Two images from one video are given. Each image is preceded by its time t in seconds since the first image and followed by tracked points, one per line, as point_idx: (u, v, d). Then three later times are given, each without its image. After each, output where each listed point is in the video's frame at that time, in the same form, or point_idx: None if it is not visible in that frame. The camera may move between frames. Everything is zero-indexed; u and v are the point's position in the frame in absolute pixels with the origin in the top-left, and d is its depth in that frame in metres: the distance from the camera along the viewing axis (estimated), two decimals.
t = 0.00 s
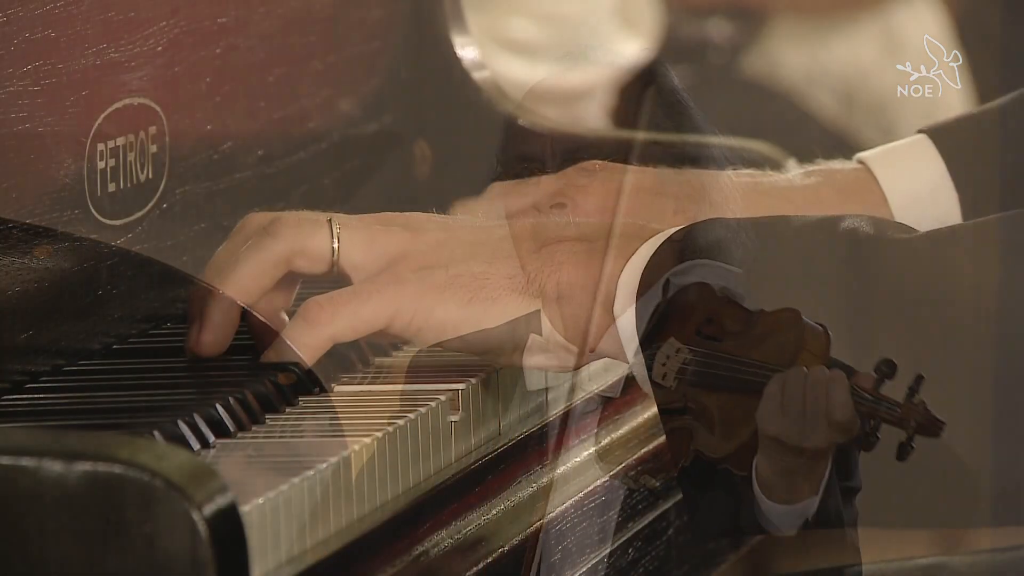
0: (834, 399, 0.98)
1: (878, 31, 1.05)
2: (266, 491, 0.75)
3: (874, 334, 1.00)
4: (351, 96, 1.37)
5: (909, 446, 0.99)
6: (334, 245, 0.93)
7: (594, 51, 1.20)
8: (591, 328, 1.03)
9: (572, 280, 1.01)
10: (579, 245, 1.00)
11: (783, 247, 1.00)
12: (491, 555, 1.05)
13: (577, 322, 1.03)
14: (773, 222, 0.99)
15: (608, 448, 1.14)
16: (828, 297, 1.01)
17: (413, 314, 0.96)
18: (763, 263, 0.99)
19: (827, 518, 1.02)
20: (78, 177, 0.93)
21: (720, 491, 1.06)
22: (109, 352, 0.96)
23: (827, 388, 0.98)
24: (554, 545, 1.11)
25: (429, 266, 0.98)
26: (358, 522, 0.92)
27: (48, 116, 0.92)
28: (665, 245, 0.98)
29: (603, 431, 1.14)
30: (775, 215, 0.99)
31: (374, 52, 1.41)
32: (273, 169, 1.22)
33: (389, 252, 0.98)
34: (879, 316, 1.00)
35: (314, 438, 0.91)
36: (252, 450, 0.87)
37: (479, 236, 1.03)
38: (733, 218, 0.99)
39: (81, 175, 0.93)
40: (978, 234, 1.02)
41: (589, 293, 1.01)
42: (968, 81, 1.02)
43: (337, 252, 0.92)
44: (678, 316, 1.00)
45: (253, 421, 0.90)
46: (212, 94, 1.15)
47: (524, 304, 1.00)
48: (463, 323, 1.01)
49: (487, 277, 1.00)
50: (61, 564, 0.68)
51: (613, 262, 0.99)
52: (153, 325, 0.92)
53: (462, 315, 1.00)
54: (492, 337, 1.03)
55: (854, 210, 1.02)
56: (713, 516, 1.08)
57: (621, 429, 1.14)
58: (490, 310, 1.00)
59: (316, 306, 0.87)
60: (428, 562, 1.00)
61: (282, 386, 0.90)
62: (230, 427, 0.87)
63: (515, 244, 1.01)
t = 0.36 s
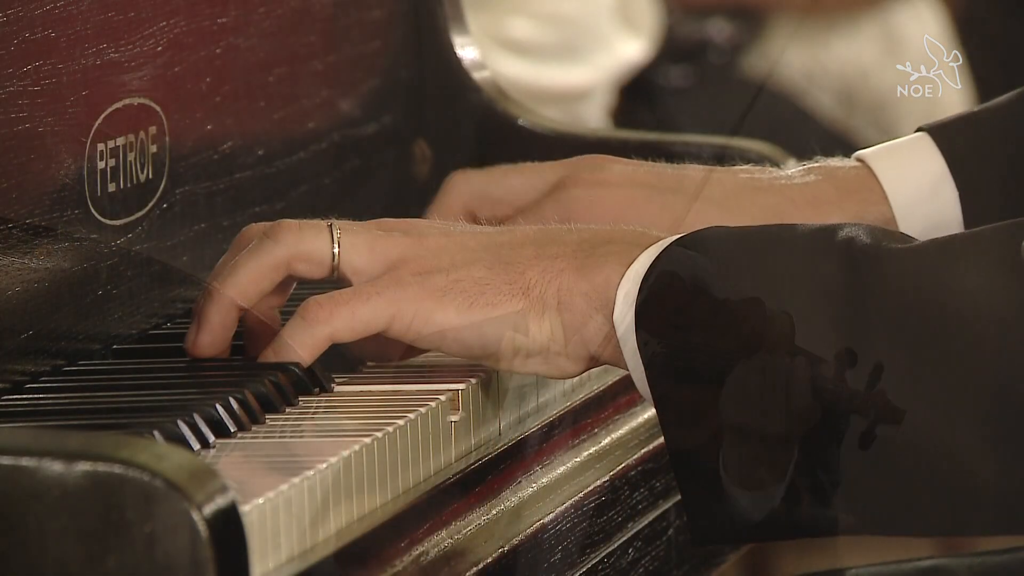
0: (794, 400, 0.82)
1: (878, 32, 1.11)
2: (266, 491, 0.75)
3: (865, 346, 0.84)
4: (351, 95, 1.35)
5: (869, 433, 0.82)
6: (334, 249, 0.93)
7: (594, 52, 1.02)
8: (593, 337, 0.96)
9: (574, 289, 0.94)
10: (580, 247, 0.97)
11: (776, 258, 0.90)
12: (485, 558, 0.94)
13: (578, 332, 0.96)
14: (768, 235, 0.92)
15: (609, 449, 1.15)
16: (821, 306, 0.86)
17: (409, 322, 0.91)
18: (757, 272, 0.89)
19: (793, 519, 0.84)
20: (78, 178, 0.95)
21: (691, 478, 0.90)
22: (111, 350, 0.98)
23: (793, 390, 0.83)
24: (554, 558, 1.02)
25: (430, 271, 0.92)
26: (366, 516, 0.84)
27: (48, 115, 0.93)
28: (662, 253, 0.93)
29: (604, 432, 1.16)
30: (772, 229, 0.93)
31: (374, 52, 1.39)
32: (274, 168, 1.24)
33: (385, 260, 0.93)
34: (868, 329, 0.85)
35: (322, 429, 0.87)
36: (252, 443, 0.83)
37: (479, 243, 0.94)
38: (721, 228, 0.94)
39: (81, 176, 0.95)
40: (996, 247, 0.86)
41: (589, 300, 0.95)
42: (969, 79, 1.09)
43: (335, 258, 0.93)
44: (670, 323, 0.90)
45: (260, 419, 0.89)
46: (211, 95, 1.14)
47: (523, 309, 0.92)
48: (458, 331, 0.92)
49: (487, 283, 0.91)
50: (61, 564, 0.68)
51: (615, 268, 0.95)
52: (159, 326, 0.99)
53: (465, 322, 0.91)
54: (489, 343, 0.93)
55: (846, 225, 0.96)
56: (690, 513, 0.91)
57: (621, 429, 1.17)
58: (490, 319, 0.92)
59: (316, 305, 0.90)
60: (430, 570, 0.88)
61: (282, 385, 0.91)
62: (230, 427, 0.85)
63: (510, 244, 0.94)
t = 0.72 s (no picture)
0: (767, 410, 0.82)
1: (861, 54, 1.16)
2: (267, 491, 0.74)
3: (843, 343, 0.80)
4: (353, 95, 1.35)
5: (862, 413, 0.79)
6: (321, 250, 0.95)
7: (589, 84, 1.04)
8: (585, 328, 0.92)
9: (567, 279, 0.92)
10: (570, 240, 0.96)
11: (758, 253, 0.85)
12: (486, 559, 0.92)
13: (570, 323, 0.93)
14: (752, 229, 0.87)
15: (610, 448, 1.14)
16: (802, 303, 0.82)
17: (398, 303, 0.92)
18: (739, 268, 0.85)
19: (776, 513, 0.84)
20: (77, 177, 0.96)
21: (676, 478, 0.86)
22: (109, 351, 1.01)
23: (770, 398, 0.82)
24: (554, 557, 1.02)
25: (421, 257, 0.94)
26: (366, 516, 0.83)
27: (48, 115, 0.94)
28: (647, 249, 0.89)
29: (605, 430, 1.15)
30: (758, 223, 0.88)
31: (375, 52, 1.38)
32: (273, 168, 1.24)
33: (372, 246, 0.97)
34: (850, 325, 0.80)
35: (322, 428, 0.86)
36: (252, 442, 0.83)
37: (469, 236, 0.97)
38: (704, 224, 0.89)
39: (80, 175, 0.97)
40: (984, 238, 0.81)
41: (580, 289, 0.92)
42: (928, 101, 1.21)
43: (322, 258, 0.95)
44: (649, 326, 0.86)
45: (261, 415, 0.88)
46: (212, 93, 1.14)
47: (513, 294, 0.92)
48: (449, 315, 0.92)
49: (476, 268, 0.93)
50: (60, 564, 0.68)
51: (606, 259, 0.92)
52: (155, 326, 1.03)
53: (454, 306, 0.92)
54: (477, 330, 0.92)
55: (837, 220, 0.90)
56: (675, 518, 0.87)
57: (621, 428, 1.16)
58: (479, 302, 0.92)
59: (309, 275, 0.92)
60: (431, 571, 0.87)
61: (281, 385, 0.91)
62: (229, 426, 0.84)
63: (500, 237, 0.97)
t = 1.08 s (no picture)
0: (742, 413, 0.82)
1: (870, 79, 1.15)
2: (266, 491, 0.74)
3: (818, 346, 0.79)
4: (352, 95, 1.35)
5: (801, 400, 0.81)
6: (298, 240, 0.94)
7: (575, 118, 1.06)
8: (561, 330, 0.92)
9: (543, 279, 0.92)
10: (547, 240, 0.96)
11: (733, 255, 0.84)
12: (486, 559, 0.92)
13: (545, 324, 0.92)
14: (726, 231, 0.86)
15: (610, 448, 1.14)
16: (776, 305, 0.81)
17: (372, 295, 0.91)
18: (713, 270, 0.84)
19: (750, 518, 0.84)
20: (77, 177, 0.96)
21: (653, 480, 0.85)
22: (109, 351, 1.01)
23: (747, 402, 0.81)
24: (555, 557, 1.02)
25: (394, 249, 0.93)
26: (366, 516, 0.83)
27: (48, 115, 0.94)
28: (625, 253, 0.88)
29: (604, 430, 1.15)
30: (733, 225, 0.87)
31: (374, 52, 1.38)
32: (273, 167, 1.24)
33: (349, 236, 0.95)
34: (826, 327, 0.79)
35: (323, 428, 0.86)
36: (251, 442, 0.83)
37: (446, 233, 0.96)
38: (678, 225, 0.89)
39: (80, 175, 0.97)
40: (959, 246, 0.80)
41: (555, 290, 0.92)
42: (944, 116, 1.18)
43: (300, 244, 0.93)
44: (626, 327, 0.86)
45: (261, 415, 0.87)
46: (211, 93, 1.14)
47: (489, 293, 0.91)
48: (422, 312, 0.91)
49: (452, 265, 0.92)
50: (61, 564, 0.67)
51: (582, 260, 0.92)
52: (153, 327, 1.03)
53: (428, 301, 0.91)
54: (450, 328, 0.92)
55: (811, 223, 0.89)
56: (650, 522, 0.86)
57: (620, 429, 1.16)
58: (454, 299, 0.91)
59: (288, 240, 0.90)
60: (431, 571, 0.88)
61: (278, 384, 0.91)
62: (229, 426, 0.84)
63: (477, 236, 0.97)
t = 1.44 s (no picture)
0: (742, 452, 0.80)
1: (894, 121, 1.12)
2: (267, 491, 0.74)
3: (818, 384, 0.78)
4: (351, 95, 1.35)
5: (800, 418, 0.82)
6: (276, 270, 0.95)
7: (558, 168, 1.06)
8: (544, 370, 0.92)
9: (524, 320, 0.92)
10: (525, 280, 0.95)
11: (737, 292, 0.84)
12: (486, 559, 0.91)
13: (527, 366, 0.93)
14: (733, 271, 0.86)
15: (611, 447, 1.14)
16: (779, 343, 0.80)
17: (347, 344, 0.92)
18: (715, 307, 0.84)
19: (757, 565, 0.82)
20: (77, 177, 0.96)
21: (650, 518, 0.85)
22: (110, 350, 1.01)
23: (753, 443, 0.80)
24: (555, 557, 1.02)
25: (372, 299, 0.93)
26: (366, 516, 0.83)
27: (48, 115, 0.94)
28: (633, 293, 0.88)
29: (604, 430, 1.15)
30: (741, 266, 0.87)
31: (373, 52, 1.38)
32: (272, 167, 1.24)
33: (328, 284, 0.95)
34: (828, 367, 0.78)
35: (324, 428, 0.86)
36: (251, 442, 0.83)
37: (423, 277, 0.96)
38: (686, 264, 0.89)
39: (80, 175, 0.97)
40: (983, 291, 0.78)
41: (539, 333, 0.92)
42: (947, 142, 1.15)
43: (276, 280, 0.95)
44: (623, 368, 0.86)
45: (260, 416, 0.87)
46: (211, 93, 1.14)
47: (464, 342, 0.92)
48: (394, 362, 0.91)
49: (427, 313, 0.93)
50: (62, 563, 0.67)
51: (566, 302, 0.92)
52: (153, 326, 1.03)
53: (402, 350, 0.91)
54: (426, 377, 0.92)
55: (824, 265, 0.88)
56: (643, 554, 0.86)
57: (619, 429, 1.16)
58: (429, 350, 0.91)
59: (263, 292, 0.92)
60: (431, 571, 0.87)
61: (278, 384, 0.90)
62: (229, 427, 0.84)
63: (453, 280, 0.96)
